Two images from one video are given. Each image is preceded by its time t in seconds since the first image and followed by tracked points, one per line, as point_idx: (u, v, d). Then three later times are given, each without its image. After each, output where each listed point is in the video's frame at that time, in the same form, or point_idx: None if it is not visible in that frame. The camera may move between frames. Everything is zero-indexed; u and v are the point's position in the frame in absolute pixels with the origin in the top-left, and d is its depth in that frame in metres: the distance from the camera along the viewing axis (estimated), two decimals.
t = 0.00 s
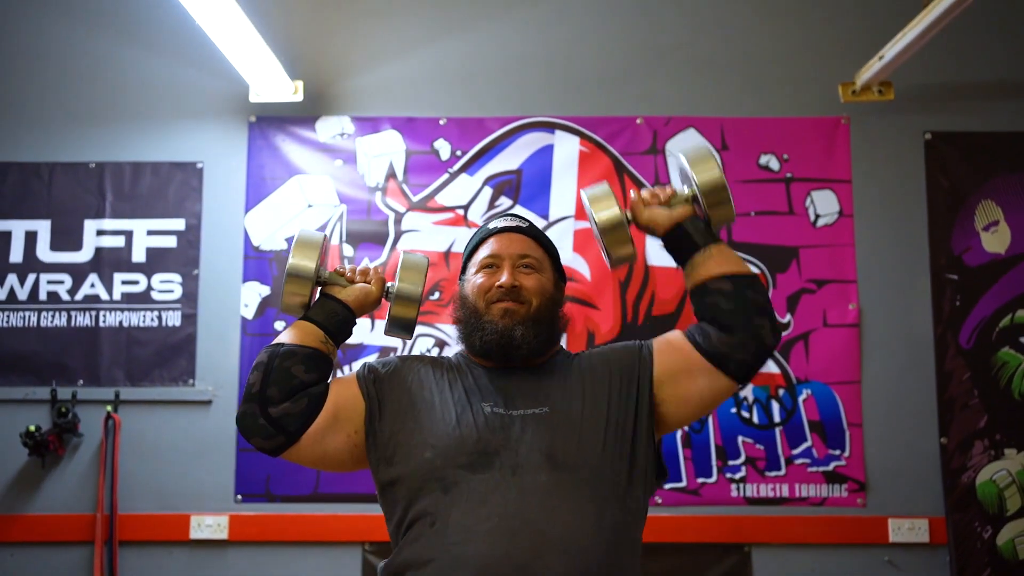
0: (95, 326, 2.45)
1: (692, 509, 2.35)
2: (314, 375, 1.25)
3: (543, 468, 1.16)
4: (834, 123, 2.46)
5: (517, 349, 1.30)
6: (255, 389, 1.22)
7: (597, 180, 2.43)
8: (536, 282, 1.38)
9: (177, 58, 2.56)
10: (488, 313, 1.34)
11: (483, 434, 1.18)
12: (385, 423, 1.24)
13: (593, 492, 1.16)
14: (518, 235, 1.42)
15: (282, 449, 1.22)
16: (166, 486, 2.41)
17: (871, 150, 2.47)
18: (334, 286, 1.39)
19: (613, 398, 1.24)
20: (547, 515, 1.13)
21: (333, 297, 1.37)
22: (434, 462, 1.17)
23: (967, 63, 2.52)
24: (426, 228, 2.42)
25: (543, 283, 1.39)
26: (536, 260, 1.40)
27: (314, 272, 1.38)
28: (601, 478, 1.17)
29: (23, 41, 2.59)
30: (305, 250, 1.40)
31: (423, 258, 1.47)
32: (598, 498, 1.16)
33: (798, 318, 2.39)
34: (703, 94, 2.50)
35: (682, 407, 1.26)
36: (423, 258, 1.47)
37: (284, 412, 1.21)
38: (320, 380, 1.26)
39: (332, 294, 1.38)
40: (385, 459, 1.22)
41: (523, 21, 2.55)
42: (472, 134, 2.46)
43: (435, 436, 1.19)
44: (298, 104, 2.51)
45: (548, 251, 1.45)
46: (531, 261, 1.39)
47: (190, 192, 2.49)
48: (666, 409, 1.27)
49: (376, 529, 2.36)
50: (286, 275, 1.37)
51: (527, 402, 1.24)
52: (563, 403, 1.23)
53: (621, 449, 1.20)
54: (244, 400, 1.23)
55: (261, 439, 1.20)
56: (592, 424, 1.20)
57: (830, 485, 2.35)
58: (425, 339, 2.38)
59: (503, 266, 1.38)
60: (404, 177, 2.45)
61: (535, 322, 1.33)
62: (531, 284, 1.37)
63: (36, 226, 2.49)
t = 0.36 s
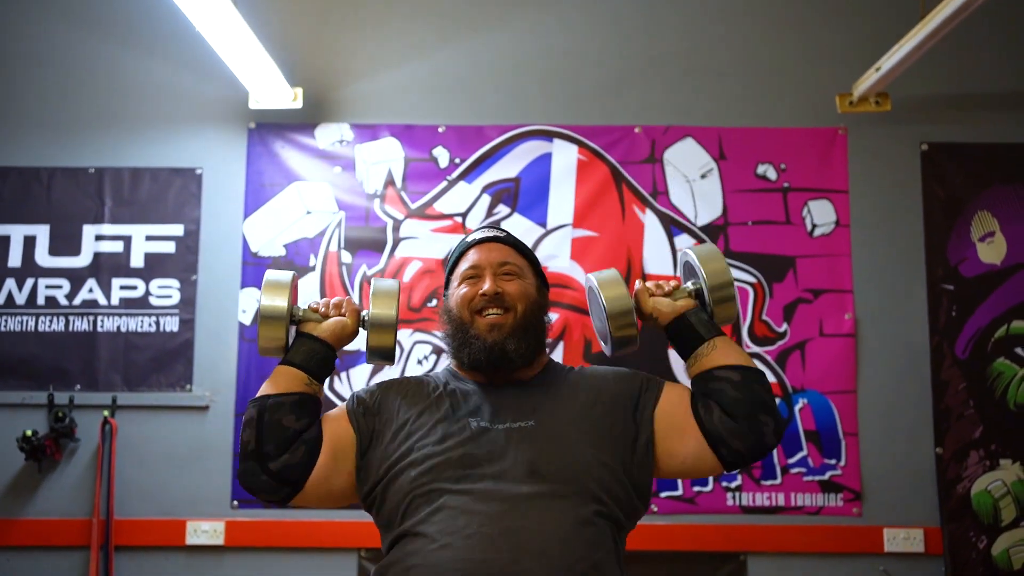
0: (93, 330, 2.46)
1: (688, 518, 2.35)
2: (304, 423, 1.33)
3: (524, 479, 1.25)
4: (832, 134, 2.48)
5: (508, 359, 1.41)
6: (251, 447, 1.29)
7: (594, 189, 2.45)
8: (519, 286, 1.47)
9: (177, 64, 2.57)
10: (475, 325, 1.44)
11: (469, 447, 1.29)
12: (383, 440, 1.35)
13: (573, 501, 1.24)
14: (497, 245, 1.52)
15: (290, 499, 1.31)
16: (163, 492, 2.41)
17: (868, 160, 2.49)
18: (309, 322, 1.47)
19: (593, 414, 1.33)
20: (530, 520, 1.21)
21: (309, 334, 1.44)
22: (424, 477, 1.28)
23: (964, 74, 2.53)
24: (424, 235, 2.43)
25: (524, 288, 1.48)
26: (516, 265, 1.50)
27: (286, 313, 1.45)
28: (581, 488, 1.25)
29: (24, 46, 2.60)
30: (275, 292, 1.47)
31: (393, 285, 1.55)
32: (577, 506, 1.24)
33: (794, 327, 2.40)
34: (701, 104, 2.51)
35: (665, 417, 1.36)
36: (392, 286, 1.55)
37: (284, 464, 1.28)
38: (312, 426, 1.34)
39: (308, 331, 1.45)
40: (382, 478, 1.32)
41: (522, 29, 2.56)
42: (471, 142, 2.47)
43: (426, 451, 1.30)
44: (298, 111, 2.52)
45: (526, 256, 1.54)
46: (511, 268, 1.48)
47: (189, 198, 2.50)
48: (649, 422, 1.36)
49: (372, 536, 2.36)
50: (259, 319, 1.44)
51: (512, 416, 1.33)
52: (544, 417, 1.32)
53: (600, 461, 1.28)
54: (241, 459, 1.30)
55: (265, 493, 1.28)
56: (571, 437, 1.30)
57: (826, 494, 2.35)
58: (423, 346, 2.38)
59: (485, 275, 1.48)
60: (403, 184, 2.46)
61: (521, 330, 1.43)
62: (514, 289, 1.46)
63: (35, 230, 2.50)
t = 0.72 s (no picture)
0: (81, 291, 2.45)
1: (674, 484, 2.37)
2: (322, 295, 1.19)
3: (542, 448, 1.16)
4: (824, 103, 2.47)
5: (525, 318, 1.30)
6: (263, 304, 1.15)
7: (586, 155, 2.44)
8: (545, 249, 1.37)
9: (166, 23, 2.55)
10: (496, 281, 1.33)
11: (488, 408, 1.18)
12: (389, 383, 1.22)
13: (588, 475, 1.16)
14: (529, 205, 1.42)
15: (283, 369, 1.16)
16: (151, 453, 2.42)
17: (860, 131, 2.48)
18: (335, 194, 1.30)
19: (617, 381, 1.25)
20: (546, 493, 1.13)
21: (333, 207, 1.28)
22: (438, 432, 1.16)
23: (958, 46, 2.52)
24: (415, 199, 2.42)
25: (551, 251, 1.38)
26: (544, 227, 1.39)
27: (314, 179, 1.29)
28: (599, 462, 1.17)
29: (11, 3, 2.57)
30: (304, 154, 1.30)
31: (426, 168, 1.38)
32: (594, 479, 1.16)
33: (783, 296, 2.40)
34: (695, 72, 2.50)
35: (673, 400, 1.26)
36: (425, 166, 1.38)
37: (291, 332, 1.14)
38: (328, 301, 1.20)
39: (331, 204, 1.29)
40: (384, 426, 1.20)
41: None
42: (462, 106, 2.46)
43: (441, 406, 1.18)
44: (288, 73, 2.50)
45: (557, 219, 1.45)
46: (541, 230, 1.38)
47: (178, 159, 2.48)
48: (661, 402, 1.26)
49: (360, 499, 2.37)
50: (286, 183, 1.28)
51: (529, 381, 1.24)
52: (566, 384, 1.23)
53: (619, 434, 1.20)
54: (249, 314, 1.16)
55: (264, 356, 1.14)
56: (594, 407, 1.21)
57: (810, 463, 2.37)
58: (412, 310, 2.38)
59: (512, 232, 1.37)
60: (394, 148, 2.45)
61: (545, 293, 1.32)
62: (541, 251, 1.36)
63: (23, 189, 2.48)
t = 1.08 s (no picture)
0: (76, 291, 2.44)
1: (669, 490, 2.37)
2: (290, 365, 1.23)
3: (509, 453, 1.13)
4: (822, 111, 2.47)
5: (497, 320, 1.29)
6: (232, 383, 1.21)
7: (584, 160, 2.44)
8: (514, 251, 1.37)
9: (165, 23, 2.54)
10: (466, 284, 1.33)
11: (452, 418, 1.16)
12: (361, 404, 1.23)
13: (560, 478, 1.13)
14: (495, 207, 1.41)
15: (263, 441, 1.22)
16: (145, 454, 2.41)
17: (858, 139, 2.49)
18: (310, 265, 1.36)
19: (588, 377, 1.21)
20: (515, 500, 1.11)
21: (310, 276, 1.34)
22: (406, 448, 1.16)
23: (956, 55, 2.53)
24: (412, 203, 2.42)
25: (521, 253, 1.38)
26: (514, 229, 1.39)
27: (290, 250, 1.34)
28: (571, 464, 1.14)
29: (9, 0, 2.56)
30: (280, 227, 1.35)
31: (401, 232, 1.45)
32: (567, 481, 1.13)
33: (779, 303, 2.41)
34: (693, 78, 2.50)
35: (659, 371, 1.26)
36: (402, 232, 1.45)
37: (261, 407, 1.19)
38: (298, 370, 1.24)
39: (308, 274, 1.34)
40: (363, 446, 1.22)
41: None
42: (461, 110, 2.46)
43: (407, 420, 1.18)
44: (287, 74, 2.49)
45: (527, 220, 1.44)
46: (508, 232, 1.38)
47: (175, 159, 2.47)
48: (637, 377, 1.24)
49: (354, 501, 2.36)
50: (260, 254, 1.33)
51: (498, 385, 1.21)
52: (534, 386, 1.20)
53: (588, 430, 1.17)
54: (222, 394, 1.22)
55: (241, 432, 1.20)
56: (562, 407, 1.18)
57: (805, 469, 2.37)
58: (408, 314, 2.39)
59: (481, 236, 1.38)
60: (392, 151, 2.44)
61: (516, 293, 1.32)
62: (510, 253, 1.36)
63: (19, 188, 2.47)
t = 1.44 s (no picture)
0: (70, 287, 2.44)
1: (663, 485, 2.37)
2: (337, 180, 1.24)
3: (518, 443, 1.14)
4: (816, 106, 2.47)
5: (515, 315, 1.28)
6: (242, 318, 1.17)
7: (579, 155, 2.43)
8: (527, 250, 1.37)
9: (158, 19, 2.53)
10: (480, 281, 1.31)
11: (468, 397, 1.16)
12: (373, 369, 1.21)
13: (565, 475, 1.13)
14: (503, 206, 1.40)
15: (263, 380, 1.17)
16: (140, 451, 2.41)
17: (852, 134, 2.48)
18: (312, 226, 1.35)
19: (599, 377, 1.22)
20: (521, 490, 1.11)
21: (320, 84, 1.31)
22: (418, 418, 1.15)
23: (951, 50, 2.52)
24: (406, 198, 2.41)
25: (531, 252, 1.38)
26: (525, 227, 1.39)
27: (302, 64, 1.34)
28: (576, 461, 1.15)
29: None
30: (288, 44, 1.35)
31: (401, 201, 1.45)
32: (570, 477, 1.14)
33: (774, 299, 2.40)
34: (688, 73, 2.49)
35: (653, 400, 1.21)
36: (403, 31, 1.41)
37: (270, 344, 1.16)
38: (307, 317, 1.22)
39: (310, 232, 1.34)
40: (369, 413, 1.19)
41: None
42: (455, 105, 2.45)
43: (421, 394, 1.17)
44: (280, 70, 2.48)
45: (533, 220, 1.45)
46: (519, 230, 1.38)
47: (169, 155, 2.47)
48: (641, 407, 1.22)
49: (348, 498, 2.36)
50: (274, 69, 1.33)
51: (512, 374, 1.21)
52: (548, 379, 1.20)
53: (596, 430, 1.17)
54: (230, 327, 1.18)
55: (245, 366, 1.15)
56: (575, 401, 1.18)
57: (800, 465, 2.37)
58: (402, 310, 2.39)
59: (494, 234, 1.37)
60: (386, 147, 2.44)
61: (532, 290, 1.31)
62: (523, 251, 1.36)
63: (12, 184, 2.47)
